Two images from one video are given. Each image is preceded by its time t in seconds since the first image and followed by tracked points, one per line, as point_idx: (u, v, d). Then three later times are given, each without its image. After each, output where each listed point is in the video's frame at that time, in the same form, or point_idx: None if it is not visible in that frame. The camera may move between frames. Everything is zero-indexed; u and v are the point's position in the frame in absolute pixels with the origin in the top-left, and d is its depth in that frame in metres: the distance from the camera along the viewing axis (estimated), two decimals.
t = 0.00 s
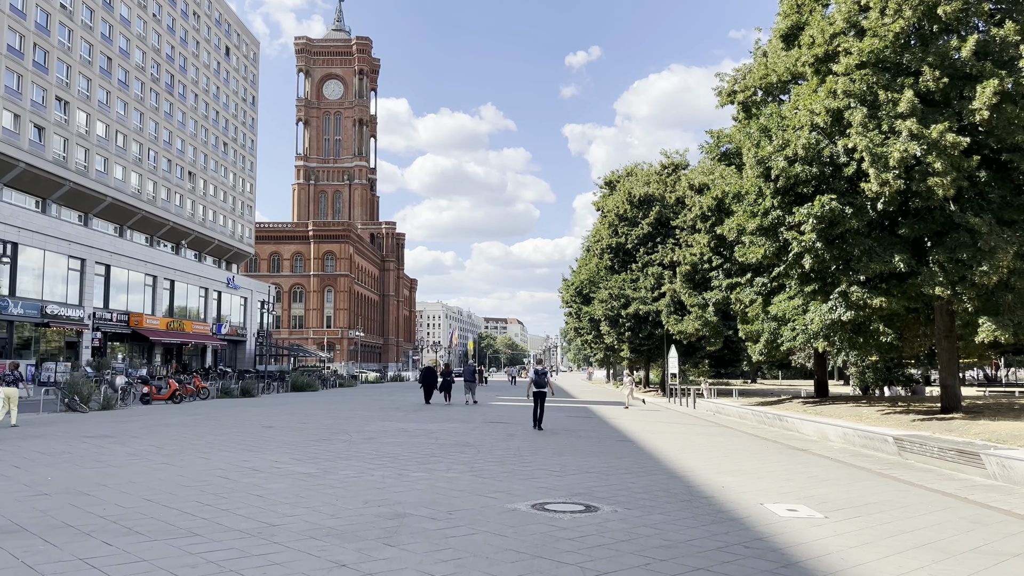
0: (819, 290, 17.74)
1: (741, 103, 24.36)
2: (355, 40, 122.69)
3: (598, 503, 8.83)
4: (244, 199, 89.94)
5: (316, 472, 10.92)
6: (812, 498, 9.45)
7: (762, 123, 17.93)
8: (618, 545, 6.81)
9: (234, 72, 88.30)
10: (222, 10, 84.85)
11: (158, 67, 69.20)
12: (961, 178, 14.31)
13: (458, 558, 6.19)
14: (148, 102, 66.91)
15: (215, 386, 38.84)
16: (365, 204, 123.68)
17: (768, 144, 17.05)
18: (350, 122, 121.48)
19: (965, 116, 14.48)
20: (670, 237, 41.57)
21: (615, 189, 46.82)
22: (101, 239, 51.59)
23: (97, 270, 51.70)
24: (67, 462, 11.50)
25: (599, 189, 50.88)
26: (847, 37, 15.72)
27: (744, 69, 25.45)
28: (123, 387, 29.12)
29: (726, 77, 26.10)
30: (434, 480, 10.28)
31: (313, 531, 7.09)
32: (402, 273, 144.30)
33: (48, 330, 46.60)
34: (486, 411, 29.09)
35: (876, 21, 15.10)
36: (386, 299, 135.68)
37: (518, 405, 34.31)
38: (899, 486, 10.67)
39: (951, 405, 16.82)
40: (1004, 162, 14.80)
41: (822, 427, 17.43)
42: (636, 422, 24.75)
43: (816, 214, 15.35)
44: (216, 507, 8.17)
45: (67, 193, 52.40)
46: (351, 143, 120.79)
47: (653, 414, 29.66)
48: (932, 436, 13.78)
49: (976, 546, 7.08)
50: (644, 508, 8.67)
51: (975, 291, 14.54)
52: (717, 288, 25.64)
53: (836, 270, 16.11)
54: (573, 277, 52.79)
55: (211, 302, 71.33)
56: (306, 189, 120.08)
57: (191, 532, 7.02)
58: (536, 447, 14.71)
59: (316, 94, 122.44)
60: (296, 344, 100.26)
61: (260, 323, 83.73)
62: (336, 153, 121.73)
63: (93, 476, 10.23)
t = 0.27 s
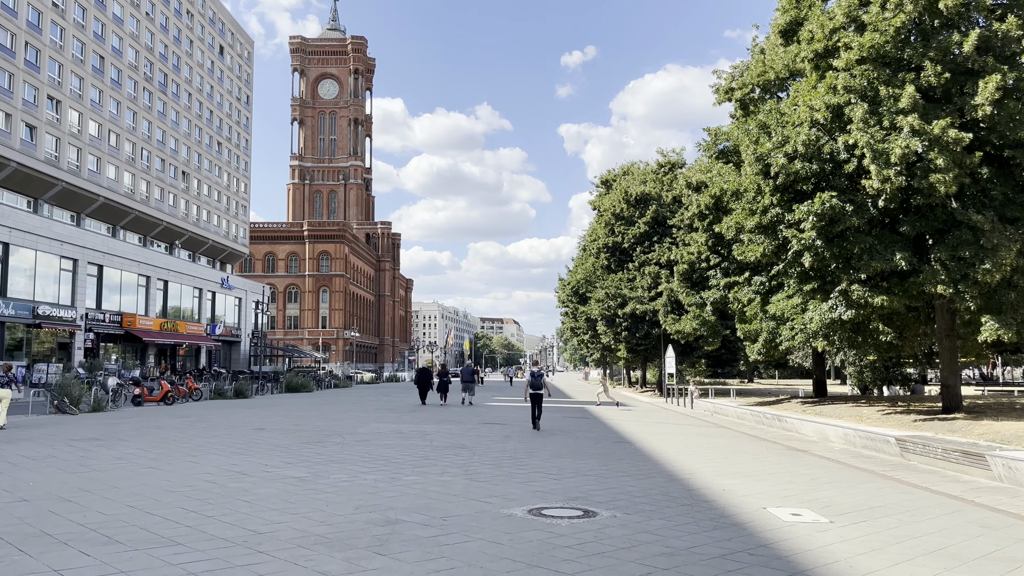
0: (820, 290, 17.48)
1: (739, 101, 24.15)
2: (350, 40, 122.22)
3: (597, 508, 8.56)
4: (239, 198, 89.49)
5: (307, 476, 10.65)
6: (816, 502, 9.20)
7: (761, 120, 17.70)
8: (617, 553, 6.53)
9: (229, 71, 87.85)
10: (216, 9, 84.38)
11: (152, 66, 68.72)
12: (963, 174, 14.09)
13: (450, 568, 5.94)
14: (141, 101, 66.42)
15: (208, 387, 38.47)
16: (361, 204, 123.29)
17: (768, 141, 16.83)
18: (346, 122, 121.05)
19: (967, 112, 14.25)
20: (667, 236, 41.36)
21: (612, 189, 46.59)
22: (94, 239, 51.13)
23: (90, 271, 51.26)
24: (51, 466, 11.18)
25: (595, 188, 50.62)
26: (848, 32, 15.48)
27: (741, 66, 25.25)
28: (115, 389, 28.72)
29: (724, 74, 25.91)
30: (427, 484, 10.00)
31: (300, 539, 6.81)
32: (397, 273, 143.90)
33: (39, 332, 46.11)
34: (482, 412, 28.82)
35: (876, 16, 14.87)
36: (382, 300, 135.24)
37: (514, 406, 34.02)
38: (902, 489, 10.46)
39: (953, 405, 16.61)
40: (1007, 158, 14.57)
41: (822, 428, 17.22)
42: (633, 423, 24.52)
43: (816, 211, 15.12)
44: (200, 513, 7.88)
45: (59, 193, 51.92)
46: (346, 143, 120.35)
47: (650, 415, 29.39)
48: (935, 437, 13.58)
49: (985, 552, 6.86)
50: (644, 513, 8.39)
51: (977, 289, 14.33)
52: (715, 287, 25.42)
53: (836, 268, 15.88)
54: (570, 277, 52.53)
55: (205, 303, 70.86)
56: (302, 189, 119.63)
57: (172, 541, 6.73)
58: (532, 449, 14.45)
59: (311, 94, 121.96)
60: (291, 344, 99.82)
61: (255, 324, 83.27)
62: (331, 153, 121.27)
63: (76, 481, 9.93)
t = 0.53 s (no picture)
0: (819, 290, 17.24)
1: (736, 99, 23.94)
2: (345, 41, 121.88)
3: (595, 514, 8.28)
4: (233, 200, 89.01)
5: (297, 480, 10.35)
6: (820, 507, 8.96)
7: (760, 117, 17.46)
8: (616, 563, 6.26)
9: (223, 72, 87.41)
10: (210, 9, 83.96)
11: (145, 67, 68.28)
12: (965, 172, 13.87)
13: None
14: (135, 102, 65.96)
15: (201, 389, 38.06)
16: (356, 205, 122.88)
17: (766, 138, 16.60)
18: (340, 123, 120.65)
19: (968, 108, 14.04)
20: (663, 236, 41.17)
21: (608, 189, 46.38)
22: (86, 241, 50.68)
23: (83, 273, 50.79)
24: (33, 472, 10.84)
25: (591, 188, 50.37)
26: (847, 27, 15.26)
27: (738, 64, 25.05)
28: (105, 392, 28.30)
29: (721, 73, 25.70)
30: (421, 489, 9.71)
31: (287, 549, 6.52)
32: (392, 274, 143.49)
33: (31, 334, 45.59)
34: (478, 414, 28.53)
35: (877, 11, 14.64)
36: (377, 301, 134.80)
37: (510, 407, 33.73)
38: (906, 492, 10.22)
39: (954, 406, 16.40)
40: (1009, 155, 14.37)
41: (822, 430, 16.99)
42: (631, 424, 24.24)
43: (816, 209, 14.89)
44: (184, 522, 7.57)
45: (51, 194, 51.47)
46: (341, 144, 119.98)
47: (647, 416, 29.13)
48: (938, 439, 13.37)
49: (997, 559, 6.62)
50: (643, 520, 8.12)
51: (980, 289, 14.12)
52: (712, 287, 25.18)
53: (836, 267, 15.65)
54: (565, 277, 52.28)
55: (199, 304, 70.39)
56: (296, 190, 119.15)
57: (152, 552, 6.44)
58: (529, 452, 14.16)
59: (305, 95, 121.55)
60: (286, 346, 99.35)
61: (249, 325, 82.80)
62: (326, 154, 120.88)
63: (58, 488, 9.61)
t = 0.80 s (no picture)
0: (820, 290, 17.01)
1: (734, 99, 23.70)
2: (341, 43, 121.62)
3: (596, 522, 8.01)
4: (229, 202, 88.62)
5: (288, 487, 10.04)
6: (827, 513, 8.71)
7: (760, 115, 17.23)
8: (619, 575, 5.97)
9: (218, 74, 87.06)
10: (206, 11, 83.65)
11: (140, 69, 67.92)
12: (970, 170, 13.67)
13: None
14: (130, 104, 65.57)
15: (195, 393, 37.65)
16: (352, 208, 122.52)
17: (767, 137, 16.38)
18: (337, 125, 120.33)
19: (973, 106, 13.85)
20: (660, 237, 40.96)
21: (604, 190, 46.16)
22: (81, 244, 50.27)
23: (77, 275, 50.38)
24: (16, 480, 10.50)
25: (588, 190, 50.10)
26: (849, 24, 15.05)
27: (736, 64, 24.85)
28: (98, 396, 27.86)
29: (719, 73, 25.48)
30: (415, 497, 9.43)
31: (275, 562, 6.22)
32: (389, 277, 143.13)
33: (25, 338, 45.11)
34: (475, 417, 28.23)
35: (879, 7, 14.45)
36: (373, 304, 134.43)
37: (507, 411, 33.41)
38: (913, 497, 9.99)
39: (957, 409, 16.19)
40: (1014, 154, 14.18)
41: (823, 433, 16.76)
42: (629, 427, 23.97)
43: (818, 208, 14.66)
44: (169, 532, 7.27)
45: (45, 197, 51.05)
46: (338, 147, 119.67)
47: (645, 419, 28.86)
48: (943, 442, 13.14)
49: (1015, 569, 6.38)
50: (646, 528, 7.83)
51: (985, 289, 13.90)
52: (710, 289, 24.94)
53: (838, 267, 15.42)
54: (562, 279, 52.01)
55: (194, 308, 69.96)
56: (292, 193, 118.74)
57: (133, 565, 6.13)
58: (526, 457, 13.87)
59: (301, 97, 121.23)
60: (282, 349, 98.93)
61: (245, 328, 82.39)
62: (323, 156, 120.56)
63: (41, 497, 9.27)
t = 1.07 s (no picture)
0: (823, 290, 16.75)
1: (735, 97, 23.46)
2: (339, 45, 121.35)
3: (598, 529, 7.71)
4: (226, 204, 88.23)
5: (280, 493, 9.72)
6: (836, 518, 8.43)
7: (763, 112, 16.98)
8: None
9: (214, 75, 86.74)
10: (202, 12, 83.33)
11: (136, 70, 67.58)
12: (977, 167, 13.43)
13: None
14: (125, 106, 65.20)
15: (190, 396, 37.28)
16: (349, 210, 122.19)
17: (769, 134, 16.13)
18: (334, 127, 120.03)
19: (979, 101, 13.62)
20: (659, 238, 40.70)
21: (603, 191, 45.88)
22: (76, 246, 49.88)
23: (72, 278, 49.99)
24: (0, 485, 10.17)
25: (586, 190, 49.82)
26: (853, 19, 14.84)
27: (737, 62, 24.59)
28: (91, 399, 27.49)
29: (719, 71, 25.20)
30: (411, 502, 9.12)
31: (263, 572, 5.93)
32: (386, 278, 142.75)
33: (20, 340, 44.65)
34: (474, 420, 27.89)
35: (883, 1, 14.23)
36: (371, 306, 134.01)
37: (506, 413, 33.07)
38: (923, 501, 9.72)
39: (963, 410, 15.94)
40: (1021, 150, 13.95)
41: (827, 435, 16.49)
42: (629, 429, 23.68)
43: (822, 206, 14.39)
44: (154, 540, 6.96)
45: (40, 199, 50.67)
46: (335, 149, 119.38)
47: (646, 420, 28.55)
48: (951, 444, 12.87)
49: None
50: (650, 534, 7.54)
51: (992, 288, 13.66)
52: (711, 289, 24.66)
53: (842, 266, 15.15)
54: (560, 280, 51.70)
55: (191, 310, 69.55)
56: (289, 195, 118.40)
57: None
58: (525, 460, 13.55)
59: (299, 99, 120.92)
60: (279, 352, 98.48)
61: (242, 331, 81.95)
62: (320, 158, 120.21)
63: (24, 503, 8.95)
